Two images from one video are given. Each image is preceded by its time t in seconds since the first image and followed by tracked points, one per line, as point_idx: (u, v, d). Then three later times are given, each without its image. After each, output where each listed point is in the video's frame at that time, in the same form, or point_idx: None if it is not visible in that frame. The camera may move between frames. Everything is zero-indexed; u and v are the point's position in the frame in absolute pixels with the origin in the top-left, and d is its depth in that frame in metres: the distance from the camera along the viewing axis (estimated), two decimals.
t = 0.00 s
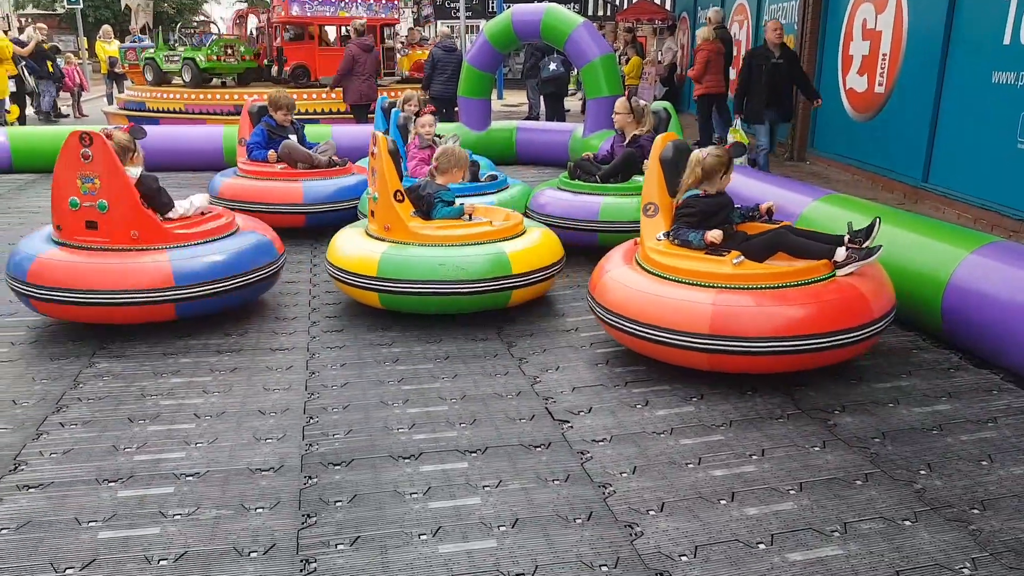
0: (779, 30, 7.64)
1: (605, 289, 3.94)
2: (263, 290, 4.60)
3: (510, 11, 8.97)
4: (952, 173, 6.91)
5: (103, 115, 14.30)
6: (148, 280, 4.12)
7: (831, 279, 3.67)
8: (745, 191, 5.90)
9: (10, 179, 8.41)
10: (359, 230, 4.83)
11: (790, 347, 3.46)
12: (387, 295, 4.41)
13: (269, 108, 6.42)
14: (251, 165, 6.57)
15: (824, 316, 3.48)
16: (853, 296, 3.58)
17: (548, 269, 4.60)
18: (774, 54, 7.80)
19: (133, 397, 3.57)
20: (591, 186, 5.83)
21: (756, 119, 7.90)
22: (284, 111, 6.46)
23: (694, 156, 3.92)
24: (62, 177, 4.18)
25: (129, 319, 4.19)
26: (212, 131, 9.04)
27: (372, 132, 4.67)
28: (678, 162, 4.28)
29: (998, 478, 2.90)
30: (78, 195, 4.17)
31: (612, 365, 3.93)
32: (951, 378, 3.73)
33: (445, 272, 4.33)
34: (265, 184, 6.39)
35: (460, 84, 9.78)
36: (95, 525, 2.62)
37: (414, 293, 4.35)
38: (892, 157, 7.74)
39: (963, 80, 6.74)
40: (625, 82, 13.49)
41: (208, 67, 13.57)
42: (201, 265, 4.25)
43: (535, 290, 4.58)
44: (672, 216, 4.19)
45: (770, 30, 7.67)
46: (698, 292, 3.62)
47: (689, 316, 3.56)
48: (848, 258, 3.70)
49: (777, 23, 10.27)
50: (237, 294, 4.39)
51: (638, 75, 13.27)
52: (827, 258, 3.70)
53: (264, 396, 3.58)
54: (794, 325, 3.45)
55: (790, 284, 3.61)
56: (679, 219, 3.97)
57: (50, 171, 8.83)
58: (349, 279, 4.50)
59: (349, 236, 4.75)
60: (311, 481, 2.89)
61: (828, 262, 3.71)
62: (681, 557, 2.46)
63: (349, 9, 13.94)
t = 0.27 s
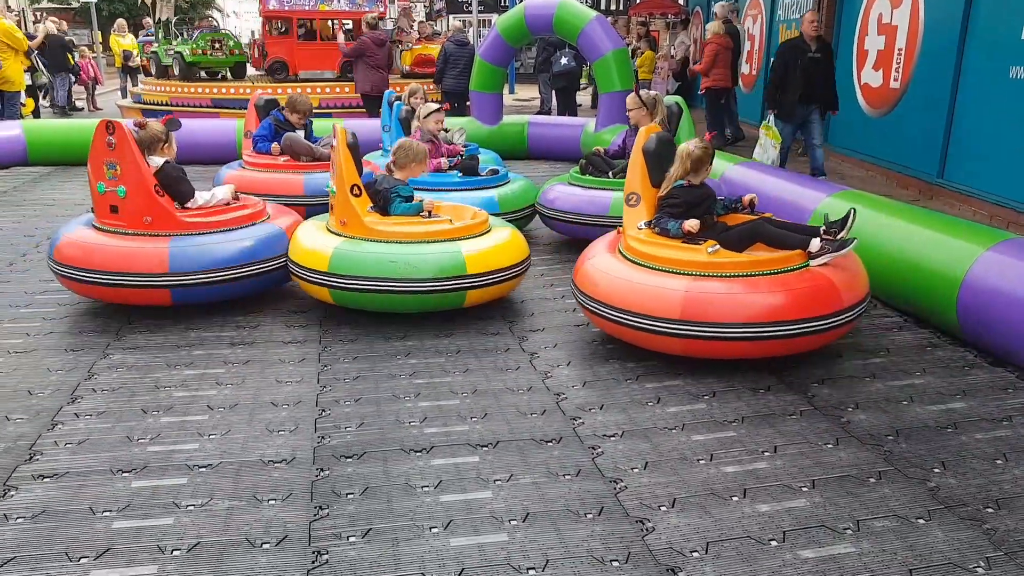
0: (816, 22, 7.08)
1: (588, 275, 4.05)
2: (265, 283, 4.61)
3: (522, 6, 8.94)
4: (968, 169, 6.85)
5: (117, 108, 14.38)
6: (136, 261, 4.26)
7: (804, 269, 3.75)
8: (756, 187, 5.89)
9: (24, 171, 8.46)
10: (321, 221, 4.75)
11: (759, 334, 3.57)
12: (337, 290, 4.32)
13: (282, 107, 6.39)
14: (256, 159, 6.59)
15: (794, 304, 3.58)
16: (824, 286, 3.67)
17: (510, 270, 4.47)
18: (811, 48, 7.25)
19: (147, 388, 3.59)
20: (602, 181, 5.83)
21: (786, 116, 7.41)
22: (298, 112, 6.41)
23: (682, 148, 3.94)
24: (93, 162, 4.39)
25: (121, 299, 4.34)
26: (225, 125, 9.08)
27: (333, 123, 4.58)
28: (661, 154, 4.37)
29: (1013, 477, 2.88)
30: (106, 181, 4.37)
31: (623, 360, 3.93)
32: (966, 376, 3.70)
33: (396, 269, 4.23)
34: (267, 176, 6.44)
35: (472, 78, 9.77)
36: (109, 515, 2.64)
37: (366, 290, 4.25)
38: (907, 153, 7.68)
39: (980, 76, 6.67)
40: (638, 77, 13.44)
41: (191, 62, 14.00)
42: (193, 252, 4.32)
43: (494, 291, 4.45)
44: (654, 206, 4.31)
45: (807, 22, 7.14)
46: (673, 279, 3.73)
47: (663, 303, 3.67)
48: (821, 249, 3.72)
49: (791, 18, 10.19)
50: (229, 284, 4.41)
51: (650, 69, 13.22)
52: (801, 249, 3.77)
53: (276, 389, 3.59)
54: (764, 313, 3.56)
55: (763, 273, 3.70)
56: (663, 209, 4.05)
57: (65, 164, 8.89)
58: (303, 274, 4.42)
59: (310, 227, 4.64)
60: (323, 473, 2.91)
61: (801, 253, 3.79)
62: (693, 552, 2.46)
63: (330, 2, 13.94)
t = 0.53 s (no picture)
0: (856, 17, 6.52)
1: (553, 264, 4.25)
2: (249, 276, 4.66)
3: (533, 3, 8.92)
4: (980, 167, 6.79)
5: (129, 105, 14.43)
6: (117, 248, 4.42)
7: (753, 259, 3.95)
8: (765, 185, 5.86)
9: (37, 168, 8.51)
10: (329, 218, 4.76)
11: (708, 320, 3.78)
12: (344, 287, 4.33)
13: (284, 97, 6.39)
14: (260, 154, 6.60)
15: (740, 292, 3.79)
16: (771, 274, 3.87)
17: (516, 268, 4.46)
18: (850, 44, 6.63)
19: (158, 384, 3.60)
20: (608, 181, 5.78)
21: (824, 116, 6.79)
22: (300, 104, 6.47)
23: (647, 144, 4.12)
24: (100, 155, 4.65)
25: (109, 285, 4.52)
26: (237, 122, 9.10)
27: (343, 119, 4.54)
28: (628, 149, 4.41)
29: None
30: (107, 171, 4.59)
31: (633, 357, 3.92)
32: (978, 375, 3.68)
33: (401, 265, 4.23)
34: (272, 172, 6.46)
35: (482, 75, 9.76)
36: (120, 511, 2.65)
37: (370, 287, 4.26)
38: (919, 151, 7.62)
39: (994, 73, 6.61)
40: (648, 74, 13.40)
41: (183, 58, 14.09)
42: (172, 242, 4.44)
43: (501, 289, 4.44)
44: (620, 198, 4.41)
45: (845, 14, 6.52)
46: (629, 268, 3.94)
47: (619, 291, 3.88)
48: (771, 239, 3.95)
49: (803, 15, 10.14)
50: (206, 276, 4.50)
51: (661, 66, 13.18)
52: (754, 239, 3.98)
53: (287, 385, 3.60)
54: (709, 300, 3.77)
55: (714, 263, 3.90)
56: (626, 202, 4.22)
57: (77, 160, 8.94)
58: (309, 270, 4.43)
59: (318, 224, 4.66)
60: (333, 470, 2.91)
61: (754, 242, 3.99)
62: (704, 551, 2.45)
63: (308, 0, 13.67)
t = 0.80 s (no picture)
0: (887, 23, 6.12)
1: (527, 262, 4.34)
2: (240, 281, 4.66)
3: (542, 8, 8.92)
4: (991, 171, 6.75)
5: (140, 112, 14.54)
6: (114, 249, 4.52)
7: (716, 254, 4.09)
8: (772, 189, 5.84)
9: (50, 174, 8.57)
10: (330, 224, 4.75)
11: (678, 312, 3.92)
12: (349, 293, 4.31)
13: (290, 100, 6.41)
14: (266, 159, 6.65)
15: (708, 284, 3.93)
16: (736, 268, 4.02)
17: (516, 273, 4.47)
18: (879, 51, 6.24)
19: (169, 389, 3.61)
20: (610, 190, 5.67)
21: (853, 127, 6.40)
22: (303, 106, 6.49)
23: (607, 145, 4.20)
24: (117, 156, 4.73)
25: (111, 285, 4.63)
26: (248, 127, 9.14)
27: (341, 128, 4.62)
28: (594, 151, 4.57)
29: None
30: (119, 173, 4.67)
31: (642, 362, 3.91)
32: (991, 380, 3.65)
33: (408, 271, 4.23)
34: (279, 176, 6.52)
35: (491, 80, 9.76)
36: (130, 517, 2.66)
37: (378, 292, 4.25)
38: (929, 155, 7.59)
39: (1003, 77, 6.58)
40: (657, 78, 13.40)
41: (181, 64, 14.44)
42: (165, 245, 4.49)
43: (508, 292, 4.48)
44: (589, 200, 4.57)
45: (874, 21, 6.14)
46: (602, 264, 4.06)
47: (592, 285, 3.99)
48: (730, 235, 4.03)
49: (812, 19, 10.12)
50: (197, 279, 4.53)
51: (671, 71, 13.17)
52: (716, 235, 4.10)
53: (297, 390, 3.61)
54: (677, 293, 3.90)
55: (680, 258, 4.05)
56: (596, 201, 4.30)
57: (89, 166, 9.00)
58: (313, 277, 4.40)
59: (320, 230, 4.65)
60: (342, 475, 2.91)
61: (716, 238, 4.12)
62: (714, 559, 2.44)
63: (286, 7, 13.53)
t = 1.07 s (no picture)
0: (918, 31, 5.75)
1: (533, 272, 4.35)
2: (238, 291, 4.65)
3: (551, 20, 8.95)
4: (1000, 183, 6.73)
5: (151, 121, 14.66)
6: (116, 255, 4.57)
7: (722, 266, 4.08)
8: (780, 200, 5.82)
9: (61, 183, 8.63)
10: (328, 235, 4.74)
11: (683, 323, 3.91)
12: (352, 305, 4.28)
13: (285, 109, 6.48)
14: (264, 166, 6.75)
15: (713, 296, 3.92)
16: (741, 280, 4.02)
17: (517, 283, 4.46)
18: (911, 61, 5.90)
19: (176, 398, 3.62)
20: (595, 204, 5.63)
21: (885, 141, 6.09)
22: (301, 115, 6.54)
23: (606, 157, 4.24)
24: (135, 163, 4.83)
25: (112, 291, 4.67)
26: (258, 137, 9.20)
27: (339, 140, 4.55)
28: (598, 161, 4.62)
29: None
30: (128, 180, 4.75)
31: (650, 373, 3.90)
32: (1001, 394, 3.62)
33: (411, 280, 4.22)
34: (279, 184, 6.61)
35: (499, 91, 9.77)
36: (137, 525, 2.66)
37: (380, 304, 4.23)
38: (937, 167, 7.57)
39: (1012, 89, 6.56)
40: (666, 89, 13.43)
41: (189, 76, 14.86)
42: (164, 253, 4.51)
43: (511, 301, 4.49)
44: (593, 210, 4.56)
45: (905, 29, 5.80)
46: (608, 274, 4.06)
47: (597, 295, 3.99)
48: (738, 246, 4.04)
49: (820, 31, 10.12)
50: (194, 287, 4.53)
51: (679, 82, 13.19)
52: (722, 247, 4.10)
53: (304, 400, 3.61)
54: (682, 304, 3.90)
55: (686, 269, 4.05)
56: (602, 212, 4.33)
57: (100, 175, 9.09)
58: (315, 289, 4.38)
59: (318, 242, 4.63)
60: (349, 485, 2.91)
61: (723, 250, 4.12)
62: (722, 572, 2.42)
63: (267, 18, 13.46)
